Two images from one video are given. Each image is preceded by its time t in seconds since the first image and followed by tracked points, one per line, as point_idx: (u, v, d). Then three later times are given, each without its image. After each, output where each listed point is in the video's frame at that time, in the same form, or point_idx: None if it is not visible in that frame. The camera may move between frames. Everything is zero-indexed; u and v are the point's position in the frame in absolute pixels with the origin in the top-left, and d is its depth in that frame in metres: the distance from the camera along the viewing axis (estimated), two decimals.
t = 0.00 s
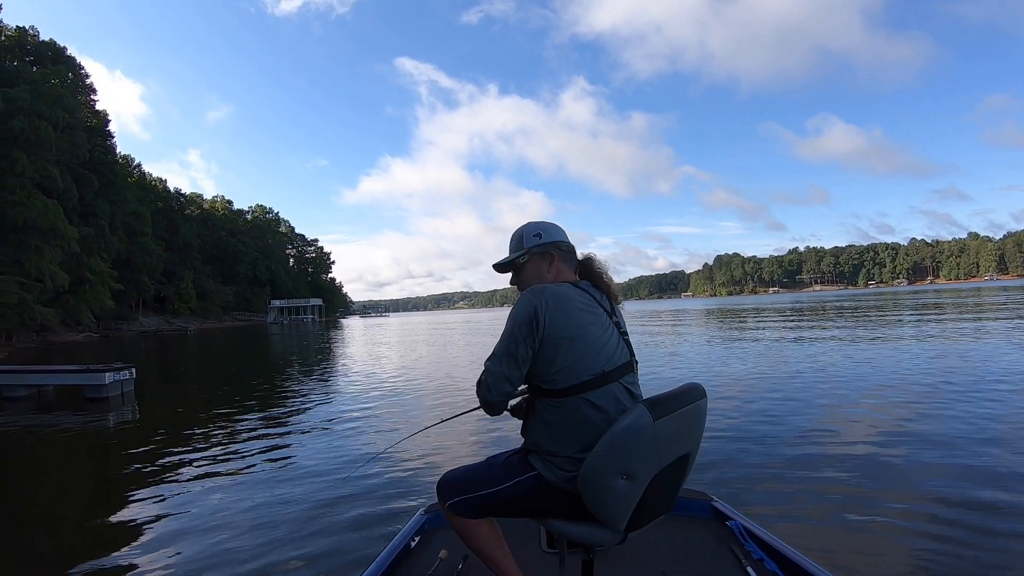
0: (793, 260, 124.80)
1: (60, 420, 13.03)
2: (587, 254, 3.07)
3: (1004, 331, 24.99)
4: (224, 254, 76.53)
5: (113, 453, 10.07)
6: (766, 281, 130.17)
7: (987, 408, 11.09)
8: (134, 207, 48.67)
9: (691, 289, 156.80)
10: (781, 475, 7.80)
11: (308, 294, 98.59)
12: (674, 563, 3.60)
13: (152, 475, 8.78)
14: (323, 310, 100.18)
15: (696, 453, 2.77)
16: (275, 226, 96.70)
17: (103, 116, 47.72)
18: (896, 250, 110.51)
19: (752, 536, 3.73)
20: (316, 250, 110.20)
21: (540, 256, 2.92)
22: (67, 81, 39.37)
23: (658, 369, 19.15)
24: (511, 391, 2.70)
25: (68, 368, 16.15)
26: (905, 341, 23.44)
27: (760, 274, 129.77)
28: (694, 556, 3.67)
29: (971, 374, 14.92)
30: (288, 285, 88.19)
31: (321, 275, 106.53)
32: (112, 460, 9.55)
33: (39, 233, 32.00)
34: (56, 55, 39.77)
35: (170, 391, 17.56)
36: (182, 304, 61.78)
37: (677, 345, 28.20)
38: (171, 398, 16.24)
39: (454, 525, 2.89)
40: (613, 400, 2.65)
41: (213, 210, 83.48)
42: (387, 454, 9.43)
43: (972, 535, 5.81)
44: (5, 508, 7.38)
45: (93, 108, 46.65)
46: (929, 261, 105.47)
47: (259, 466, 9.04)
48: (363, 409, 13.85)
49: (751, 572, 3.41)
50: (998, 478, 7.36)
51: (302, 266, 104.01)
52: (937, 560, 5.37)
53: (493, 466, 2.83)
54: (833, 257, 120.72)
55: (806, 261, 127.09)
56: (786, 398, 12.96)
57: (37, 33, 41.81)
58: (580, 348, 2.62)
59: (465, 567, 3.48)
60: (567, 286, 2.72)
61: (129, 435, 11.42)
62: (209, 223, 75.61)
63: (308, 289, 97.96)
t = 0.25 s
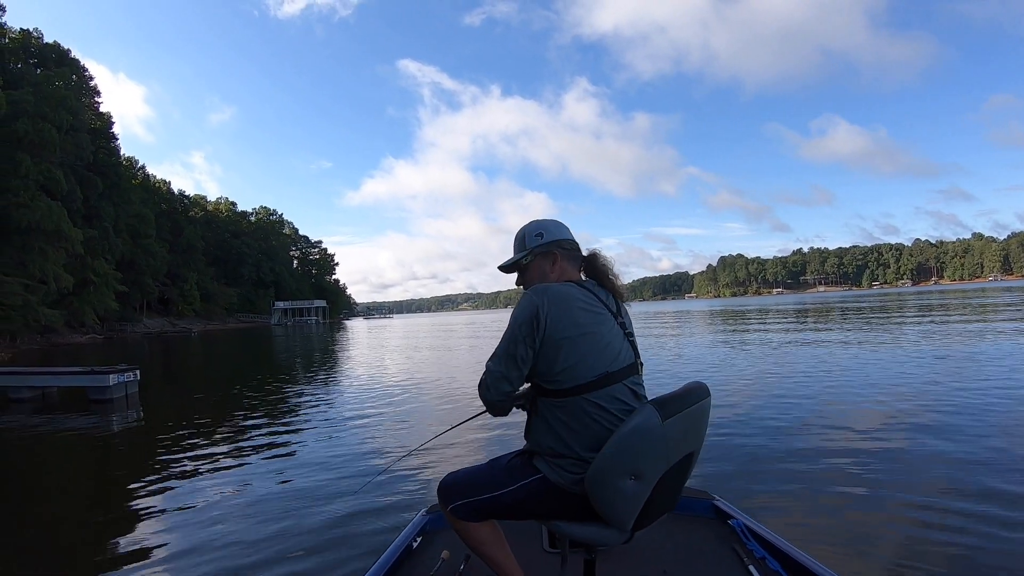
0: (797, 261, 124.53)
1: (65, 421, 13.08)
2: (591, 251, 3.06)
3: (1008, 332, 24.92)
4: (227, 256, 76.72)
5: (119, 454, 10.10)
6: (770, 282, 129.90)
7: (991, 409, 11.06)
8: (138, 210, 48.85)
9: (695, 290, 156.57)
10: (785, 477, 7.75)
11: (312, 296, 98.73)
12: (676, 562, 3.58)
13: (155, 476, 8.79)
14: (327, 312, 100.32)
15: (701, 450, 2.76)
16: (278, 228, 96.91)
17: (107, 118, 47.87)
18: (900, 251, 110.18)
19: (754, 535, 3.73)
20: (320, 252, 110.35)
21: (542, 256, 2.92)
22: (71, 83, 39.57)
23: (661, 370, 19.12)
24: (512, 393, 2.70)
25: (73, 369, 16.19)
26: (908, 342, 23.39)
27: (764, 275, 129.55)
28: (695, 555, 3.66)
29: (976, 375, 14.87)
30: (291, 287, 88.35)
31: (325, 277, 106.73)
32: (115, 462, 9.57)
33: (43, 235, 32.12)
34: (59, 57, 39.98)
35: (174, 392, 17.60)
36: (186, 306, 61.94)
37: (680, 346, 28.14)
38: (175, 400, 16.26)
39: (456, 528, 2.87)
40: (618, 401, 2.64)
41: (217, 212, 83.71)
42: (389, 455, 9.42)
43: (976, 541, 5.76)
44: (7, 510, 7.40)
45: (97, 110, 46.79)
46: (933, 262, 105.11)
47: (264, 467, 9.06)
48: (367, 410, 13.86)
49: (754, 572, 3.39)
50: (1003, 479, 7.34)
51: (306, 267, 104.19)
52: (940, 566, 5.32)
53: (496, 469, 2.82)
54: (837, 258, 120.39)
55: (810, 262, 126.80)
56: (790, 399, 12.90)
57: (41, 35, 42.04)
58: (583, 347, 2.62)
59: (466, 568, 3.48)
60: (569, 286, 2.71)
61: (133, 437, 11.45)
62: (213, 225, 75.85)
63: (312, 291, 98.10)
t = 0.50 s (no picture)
0: (801, 262, 124.26)
1: (69, 422, 13.14)
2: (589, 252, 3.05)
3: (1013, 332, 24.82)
4: (231, 256, 76.95)
5: (122, 454, 10.14)
6: (773, 282, 129.59)
7: (995, 409, 11.03)
8: (142, 210, 49.05)
9: (699, 291, 156.37)
10: (787, 478, 7.71)
11: (315, 297, 98.91)
12: (677, 563, 3.57)
13: (157, 476, 8.82)
14: (330, 313, 100.46)
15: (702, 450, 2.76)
16: (282, 229, 97.18)
17: (111, 119, 48.06)
18: (904, 251, 109.85)
19: (754, 536, 3.71)
20: (323, 253, 110.58)
21: (540, 257, 2.91)
22: (75, 84, 39.80)
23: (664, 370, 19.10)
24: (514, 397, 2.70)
25: (76, 370, 16.25)
26: (913, 342, 23.32)
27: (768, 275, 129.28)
28: (696, 556, 3.65)
29: (980, 375, 14.82)
30: (295, 288, 88.52)
31: (328, 278, 106.94)
32: (118, 462, 9.60)
33: (47, 236, 32.28)
34: (63, 58, 40.21)
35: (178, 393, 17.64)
36: (190, 307, 62.12)
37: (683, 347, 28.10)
38: (178, 400, 16.31)
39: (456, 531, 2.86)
40: (619, 404, 2.64)
41: (221, 212, 83.97)
42: (391, 455, 9.43)
43: (979, 543, 5.70)
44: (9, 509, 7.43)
45: (101, 111, 46.97)
46: (938, 262, 104.72)
47: (267, 467, 9.09)
48: (370, 411, 13.87)
49: (755, 573, 3.38)
50: (1005, 479, 7.33)
51: (309, 268, 104.41)
52: (942, 568, 5.27)
53: (497, 472, 2.82)
54: (841, 259, 120.08)
55: (814, 263, 126.46)
56: (793, 400, 12.85)
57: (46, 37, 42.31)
58: (584, 350, 2.61)
59: (467, 570, 3.48)
60: (569, 287, 2.71)
61: (137, 437, 11.49)
62: (217, 226, 76.09)
63: (316, 291, 98.26)
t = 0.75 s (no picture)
0: (804, 261, 123.98)
1: (73, 422, 13.18)
2: (588, 250, 3.04)
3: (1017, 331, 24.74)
4: (235, 256, 77.11)
5: (125, 454, 10.17)
6: (777, 282, 129.33)
7: (999, 409, 11.00)
8: (145, 210, 49.21)
9: (702, 290, 156.05)
10: (789, 479, 7.68)
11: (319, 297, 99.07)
12: (677, 567, 3.56)
13: (160, 476, 8.83)
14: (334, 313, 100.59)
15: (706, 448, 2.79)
16: (286, 229, 97.38)
17: (115, 120, 48.21)
18: (908, 251, 109.56)
19: (755, 540, 3.70)
20: (327, 252, 110.70)
21: (537, 259, 2.91)
22: (79, 85, 39.97)
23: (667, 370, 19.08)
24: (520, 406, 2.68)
25: (80, 370, 16.30)
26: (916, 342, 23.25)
27: (771, 274, 129.05)
28: (696, 559, 3.65)
29: (984, 375, 14.78)
30: (299, 288, 88.66)
31: (332, 278, 107.09)
32: (121, 462, 9.63)
33: (51, 237, 32.40)
34: (67, 59, 40.38)
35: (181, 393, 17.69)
36: (193, 307, 62.26)
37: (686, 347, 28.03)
38: (181, 400, 16.35)
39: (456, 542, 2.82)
40: (628, 409, 2.66)
41: (224, 212, 84.16)
42: (394, 455, 9.45)
43: (984, 543, 5.66)
44: (12, 509, 7.45)
45: (104, 111, 47.11)
46: (942, 261, 104.40)
47: (269, 467, 9.12)
48: (373, 411, 13.88)
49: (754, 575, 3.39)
50: (1008, 479, 7.31)
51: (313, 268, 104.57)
52: (944, 568, 5.26)
53: (498, 480, 2.80)
54: (844, 258, 119.60)
55: (817, 262, 126.16)
56: (796, 400, 12.80)
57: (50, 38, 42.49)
58: (591, 356, 2.61)
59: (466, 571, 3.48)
60: (574, 292, 2.69)
61: (140, 437, 11.52)
62: (220, 226, 76.27)
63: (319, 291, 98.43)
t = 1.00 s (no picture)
0: (808, 259, 123.65)
1: (76, 421, 13.23)
2: (591, 250, 3.02)
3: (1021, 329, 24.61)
4: (238, 255, 77.24)
5: (129, 454, 10.21)
6: (780, 280, 129.01)
7: (1002, 407, 10.97)
8: (148, 210, 49.30)
9: (705, 288, 155.76)
10: (790, 477, 7.66)
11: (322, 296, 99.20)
12: (676, 569, 3.56)
13: (162, 476, 8.86)
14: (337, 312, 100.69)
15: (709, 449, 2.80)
16: (289, 228, 97.48)
17: (117, 120, 48.36)
18: (912, 249, 109.22)
19: (754, 542, 3.70)
20: (330, 252, 110.82)
21: (540, 260, 2.91)
22: (81, 85, 40.06)
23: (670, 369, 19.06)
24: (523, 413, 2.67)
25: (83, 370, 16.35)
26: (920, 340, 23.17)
27: (775, 273, 128.75)
28: (695, 561, 3.64)
29: (988, 373, 14.73)
30: (302, 287, 88.76)
31: (335, 277, 107.18)
32: (124, 462, 9.66)
33: (54, 237, 32.48)
34: (69, 59, 40.45)
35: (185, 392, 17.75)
36: (197, 306, 62.39)
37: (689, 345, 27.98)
38: (184, 400, 16.40)
39: (456, 545, 2.82)
40: (632, 415, 2.66)
41: (228, 212, 84.29)
42: (395, 455, 9.45)
43: (984, 544, 5.62)
44: (13, 510, 7.47)
45: (107, 111, 47.25)
46: (946, 259, 104.01)
47: (272, 467, 9.14)
48: (376, 410, 13.90)
49: None
50: (1011, 478, 7.28)
51: (316, 267, 104.69)
52: (946, 567, 5.24)
53: (499, 483, 2.80)
54: (848, 256, 119.21)
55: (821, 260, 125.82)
56: (799, 399, 12.77)
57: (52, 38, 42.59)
58: (596, 362, 2.60)
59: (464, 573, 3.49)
60: (578, 297, 2.68)
61: (144, 437, 11.56)
62: (223, 226, 76.39)
63: (323, 290, 98.55)
